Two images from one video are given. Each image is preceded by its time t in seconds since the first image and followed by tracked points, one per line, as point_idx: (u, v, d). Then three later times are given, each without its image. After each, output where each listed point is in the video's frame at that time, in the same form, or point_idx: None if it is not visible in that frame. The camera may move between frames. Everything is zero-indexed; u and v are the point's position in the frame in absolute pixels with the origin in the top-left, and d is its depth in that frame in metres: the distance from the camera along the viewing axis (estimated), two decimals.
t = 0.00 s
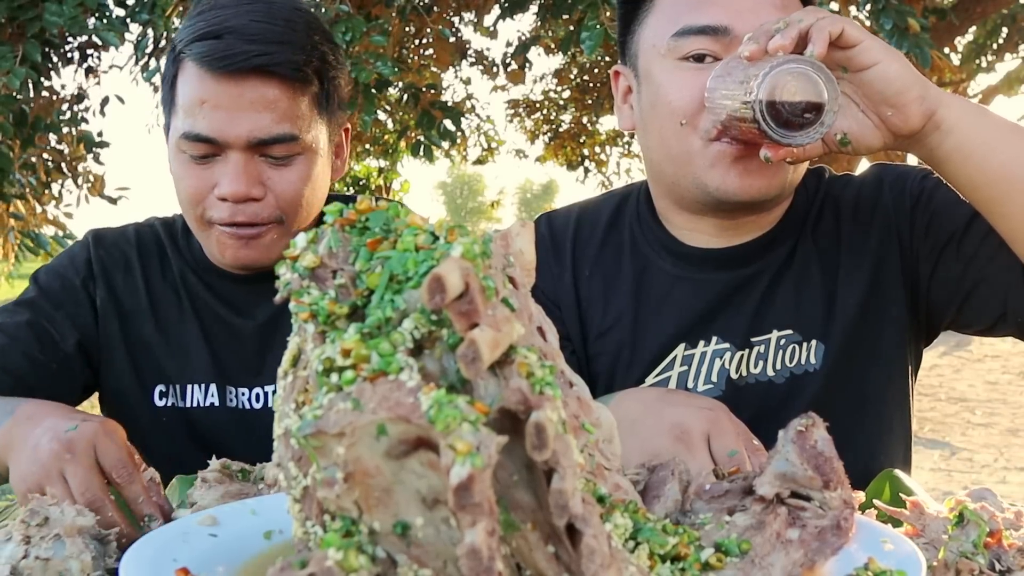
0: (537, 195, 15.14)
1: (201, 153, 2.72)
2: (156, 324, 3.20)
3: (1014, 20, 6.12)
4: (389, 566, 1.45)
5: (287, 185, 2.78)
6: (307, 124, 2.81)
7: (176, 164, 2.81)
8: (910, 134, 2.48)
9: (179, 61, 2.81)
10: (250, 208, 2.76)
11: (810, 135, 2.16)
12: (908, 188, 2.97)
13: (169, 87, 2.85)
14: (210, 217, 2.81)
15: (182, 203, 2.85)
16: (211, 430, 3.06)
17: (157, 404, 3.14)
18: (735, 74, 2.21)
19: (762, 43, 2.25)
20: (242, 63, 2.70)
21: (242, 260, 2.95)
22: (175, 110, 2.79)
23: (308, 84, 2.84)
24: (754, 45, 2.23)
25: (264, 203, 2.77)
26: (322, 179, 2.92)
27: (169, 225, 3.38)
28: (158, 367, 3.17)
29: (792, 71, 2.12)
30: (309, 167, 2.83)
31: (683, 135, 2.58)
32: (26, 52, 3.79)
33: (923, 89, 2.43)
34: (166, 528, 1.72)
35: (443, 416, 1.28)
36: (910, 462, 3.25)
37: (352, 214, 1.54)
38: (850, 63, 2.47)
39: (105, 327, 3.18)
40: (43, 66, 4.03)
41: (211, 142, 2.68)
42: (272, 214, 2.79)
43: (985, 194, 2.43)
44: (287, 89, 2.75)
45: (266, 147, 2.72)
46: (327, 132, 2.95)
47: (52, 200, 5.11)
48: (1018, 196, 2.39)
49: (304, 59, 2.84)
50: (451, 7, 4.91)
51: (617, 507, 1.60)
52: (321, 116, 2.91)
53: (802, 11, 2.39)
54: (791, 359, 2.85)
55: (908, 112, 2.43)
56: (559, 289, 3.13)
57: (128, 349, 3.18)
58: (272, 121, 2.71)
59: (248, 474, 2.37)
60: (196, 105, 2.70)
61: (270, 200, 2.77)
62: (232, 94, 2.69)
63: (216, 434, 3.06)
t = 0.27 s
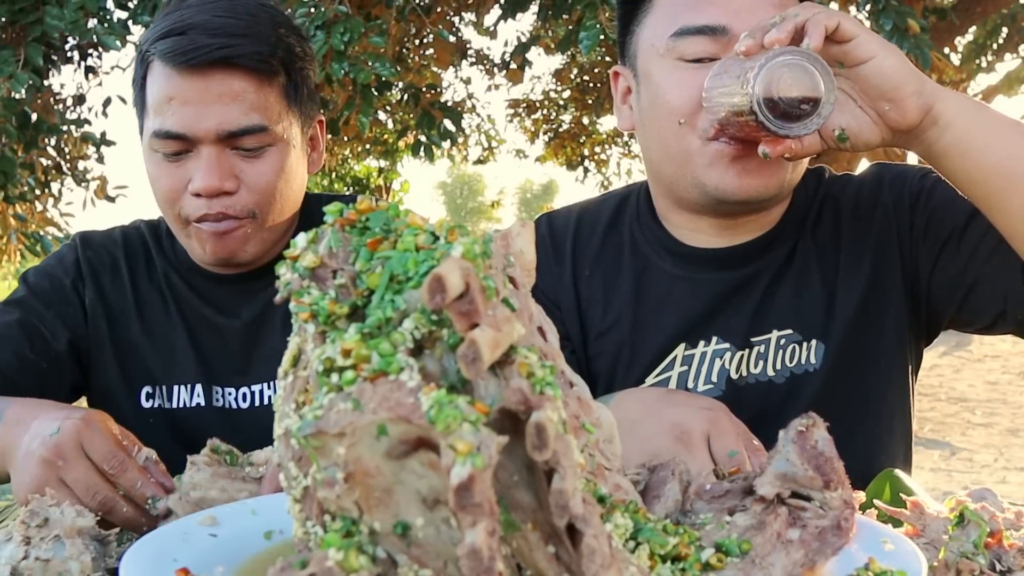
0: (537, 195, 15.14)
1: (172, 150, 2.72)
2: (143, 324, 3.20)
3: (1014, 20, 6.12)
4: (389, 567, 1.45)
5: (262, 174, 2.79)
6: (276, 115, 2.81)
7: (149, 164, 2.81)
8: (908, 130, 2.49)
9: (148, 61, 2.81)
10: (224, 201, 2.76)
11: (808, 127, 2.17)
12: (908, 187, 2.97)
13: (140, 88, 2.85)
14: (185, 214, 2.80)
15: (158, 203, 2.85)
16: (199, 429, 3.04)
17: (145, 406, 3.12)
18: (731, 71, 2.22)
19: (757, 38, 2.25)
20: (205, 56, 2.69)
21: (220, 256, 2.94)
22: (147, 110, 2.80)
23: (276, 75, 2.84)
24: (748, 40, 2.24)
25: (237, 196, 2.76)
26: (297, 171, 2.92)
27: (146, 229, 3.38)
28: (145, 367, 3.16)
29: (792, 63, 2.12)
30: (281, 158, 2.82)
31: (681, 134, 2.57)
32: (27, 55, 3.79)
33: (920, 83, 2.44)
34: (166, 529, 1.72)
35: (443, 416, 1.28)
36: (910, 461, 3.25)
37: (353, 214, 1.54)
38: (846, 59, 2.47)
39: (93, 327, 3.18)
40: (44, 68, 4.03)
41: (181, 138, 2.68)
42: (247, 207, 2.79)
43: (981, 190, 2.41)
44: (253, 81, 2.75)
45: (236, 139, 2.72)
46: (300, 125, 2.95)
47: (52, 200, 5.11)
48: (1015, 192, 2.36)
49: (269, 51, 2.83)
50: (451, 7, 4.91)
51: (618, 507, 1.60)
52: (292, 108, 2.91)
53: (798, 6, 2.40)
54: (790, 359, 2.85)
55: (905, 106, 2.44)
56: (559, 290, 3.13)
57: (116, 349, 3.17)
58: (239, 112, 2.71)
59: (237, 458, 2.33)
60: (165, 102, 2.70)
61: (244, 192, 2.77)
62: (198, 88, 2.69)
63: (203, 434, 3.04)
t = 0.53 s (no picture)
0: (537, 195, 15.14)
1: (179, 131, 2.71)
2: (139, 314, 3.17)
3: (1014, 20, 6.12)
4: (389, 567, 1.45)
5: (263, 159, 2.78)
6: (284, 100, 2.83)
7: (152, 151, 2.78)
8: (903, 124, 2.48)
9: (153, 46, 2.82)
10: (230, 181, 2.73)
11: (801, 121, 2.17)
12: (905, 185, 2.97)
13: (143, 75, 2.85)
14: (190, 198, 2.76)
15: (161, 191, 2.80)
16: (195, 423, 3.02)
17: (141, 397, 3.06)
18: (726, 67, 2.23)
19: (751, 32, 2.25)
20: (216, 37, 2.72)
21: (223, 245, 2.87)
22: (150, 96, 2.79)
23: (284, 61, 2.87)
24: (743, 35, 2.23)
25: (244, 178, 2.75)
26: (300, 160, 2.92)
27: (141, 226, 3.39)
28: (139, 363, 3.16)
29: (788, 58, 2.12)
30: (287, 144, 2.83)
31: (677, 132, 2.58)
32: (27, 57, 3.79)
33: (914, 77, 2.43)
34: (167, 529, 1.72)
35: (444, 417, 1.28)
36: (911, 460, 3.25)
37: (353, 214, 1.55)
38: (839, 53, 2.48)
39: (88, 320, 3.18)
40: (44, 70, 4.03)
41: (190, 118, 2.69)
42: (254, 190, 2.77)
43: (975, 186, 2.41)
44: (261, 65, 2.78)
45: (244, 120, 2.73)
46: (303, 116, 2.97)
47: (52, 200, 5.10)
48: (1010, 186, 2.35)
49: (278, 36, 2.86)
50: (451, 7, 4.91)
51: (618, 508, 1.60)
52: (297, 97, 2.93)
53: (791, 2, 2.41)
54: (789, 358, 2.85)
55: (899, 100, 2.43)
56: (558, 289, 3.13)
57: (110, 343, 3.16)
58: (247, 94, 2.73)
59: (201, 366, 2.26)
60: (173, 83, 2.71)
61: (251, 174, 2.76)
62: (208, 69, 2.71)
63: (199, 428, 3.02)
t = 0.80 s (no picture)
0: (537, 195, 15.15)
1: (182, 120, 2.69)
2: (138, 307, 3.16)
3: (1014, 20, 6.11)
4: (389, 567, 1.45)
5: (263, 151, 2.76)
6: (286, 95, 2.83)
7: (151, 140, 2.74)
8: (897, 122, 2.47)
9: (157, 36, 2.81)
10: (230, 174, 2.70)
11: (795, 117, 2.15)
12: (903, 185, 2.97)
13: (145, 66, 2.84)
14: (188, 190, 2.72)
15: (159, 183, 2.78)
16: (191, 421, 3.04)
17: (139, 390, 3.09)
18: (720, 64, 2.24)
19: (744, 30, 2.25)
20: (224, 27, 2.72)
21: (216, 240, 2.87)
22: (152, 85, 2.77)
23: (287, 57, 2.89)
24: (737, 33, 2.24)
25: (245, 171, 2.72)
26: (298, 157, 2.91)
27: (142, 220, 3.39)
28: (139, 355, 3.12)
29: (779, 55, 2.12)
30: (287, 139, 2.82)
31: (672, 131, 2.58)
32: (26, 56, 3.79)
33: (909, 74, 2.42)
34: (167, 529, 1.72)
35: (443, 417, 1.28)
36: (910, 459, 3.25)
37: (353, 214, 1.55)
38: (833, 50, 2.47)
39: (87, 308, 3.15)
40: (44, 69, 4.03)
41: (193, 107, 2.67)
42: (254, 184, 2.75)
43: (970, 182, 2.40)
44: (265, 60, 2.80)
45: (247, 112, 2.72)
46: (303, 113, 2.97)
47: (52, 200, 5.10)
48: (1005, 182, 2.35)
49: (283, 31, 2.89)
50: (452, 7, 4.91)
51: (618, 508, 1.60)
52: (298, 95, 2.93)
53: None
54: (788, 357, 2.84)
55: (893, 96, 2.42)
56: (557, 289, 3.14)
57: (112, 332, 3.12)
58: (251, 87, 2.73)
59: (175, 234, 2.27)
60: (177, 73, 2.70)
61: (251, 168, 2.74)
62: (212, 60, 2.71)
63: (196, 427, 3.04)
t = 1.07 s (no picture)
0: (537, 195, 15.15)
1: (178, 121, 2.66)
2: (136, 308, 3.17)
3: (1014, 20, 6.11)
4: (389, 567, 1.45)
5: (263, 160, 2.76)
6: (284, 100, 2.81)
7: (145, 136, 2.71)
8: (893, 117, 2.46)
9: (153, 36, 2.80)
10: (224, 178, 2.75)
11: (791, 109, 2.12)
12: (902, 185, 2.97)
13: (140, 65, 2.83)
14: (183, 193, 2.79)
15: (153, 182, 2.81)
16: (189, 423, 3.03)
17: (136, 395, 3.08)
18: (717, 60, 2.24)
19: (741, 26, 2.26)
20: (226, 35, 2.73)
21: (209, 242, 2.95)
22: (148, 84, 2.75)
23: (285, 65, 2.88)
24: (732, 28, 2.25)
25: (241, 176, 2.75)
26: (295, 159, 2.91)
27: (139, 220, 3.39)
28: (136, 356, 3.12)
29: (775, 47, 2.10)
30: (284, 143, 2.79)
31: (670, 130, 2.58)
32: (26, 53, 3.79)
33: (905, 71, 2.42)
34: (167, 528, 1.72)
35: (443, 416, 1.28)
36: (909, 458, 3.25)
37: (353, 214, 1.56)
38: (828, 45, 2.46)
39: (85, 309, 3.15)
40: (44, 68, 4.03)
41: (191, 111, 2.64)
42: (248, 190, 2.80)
43: (966, 178, 2.41)
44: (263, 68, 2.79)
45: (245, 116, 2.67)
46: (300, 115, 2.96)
47: (52, 199, 5.10)
48: (1001, 178, 2.35)
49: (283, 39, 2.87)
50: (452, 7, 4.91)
51: (618, 508, 1.60)
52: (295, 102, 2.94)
53: None
54: (787, 357, 2.84)
55: (890, 92, 2.41)
56: (556, 289, 3.14)
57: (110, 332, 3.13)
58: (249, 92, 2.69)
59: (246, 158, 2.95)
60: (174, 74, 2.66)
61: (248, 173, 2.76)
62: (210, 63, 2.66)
63: (192, 429, 3.03)
